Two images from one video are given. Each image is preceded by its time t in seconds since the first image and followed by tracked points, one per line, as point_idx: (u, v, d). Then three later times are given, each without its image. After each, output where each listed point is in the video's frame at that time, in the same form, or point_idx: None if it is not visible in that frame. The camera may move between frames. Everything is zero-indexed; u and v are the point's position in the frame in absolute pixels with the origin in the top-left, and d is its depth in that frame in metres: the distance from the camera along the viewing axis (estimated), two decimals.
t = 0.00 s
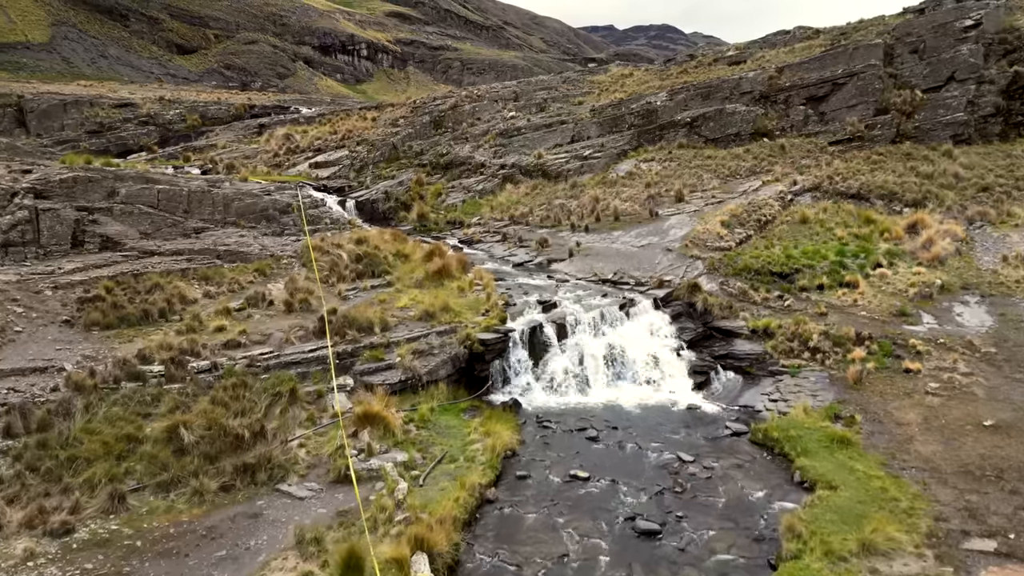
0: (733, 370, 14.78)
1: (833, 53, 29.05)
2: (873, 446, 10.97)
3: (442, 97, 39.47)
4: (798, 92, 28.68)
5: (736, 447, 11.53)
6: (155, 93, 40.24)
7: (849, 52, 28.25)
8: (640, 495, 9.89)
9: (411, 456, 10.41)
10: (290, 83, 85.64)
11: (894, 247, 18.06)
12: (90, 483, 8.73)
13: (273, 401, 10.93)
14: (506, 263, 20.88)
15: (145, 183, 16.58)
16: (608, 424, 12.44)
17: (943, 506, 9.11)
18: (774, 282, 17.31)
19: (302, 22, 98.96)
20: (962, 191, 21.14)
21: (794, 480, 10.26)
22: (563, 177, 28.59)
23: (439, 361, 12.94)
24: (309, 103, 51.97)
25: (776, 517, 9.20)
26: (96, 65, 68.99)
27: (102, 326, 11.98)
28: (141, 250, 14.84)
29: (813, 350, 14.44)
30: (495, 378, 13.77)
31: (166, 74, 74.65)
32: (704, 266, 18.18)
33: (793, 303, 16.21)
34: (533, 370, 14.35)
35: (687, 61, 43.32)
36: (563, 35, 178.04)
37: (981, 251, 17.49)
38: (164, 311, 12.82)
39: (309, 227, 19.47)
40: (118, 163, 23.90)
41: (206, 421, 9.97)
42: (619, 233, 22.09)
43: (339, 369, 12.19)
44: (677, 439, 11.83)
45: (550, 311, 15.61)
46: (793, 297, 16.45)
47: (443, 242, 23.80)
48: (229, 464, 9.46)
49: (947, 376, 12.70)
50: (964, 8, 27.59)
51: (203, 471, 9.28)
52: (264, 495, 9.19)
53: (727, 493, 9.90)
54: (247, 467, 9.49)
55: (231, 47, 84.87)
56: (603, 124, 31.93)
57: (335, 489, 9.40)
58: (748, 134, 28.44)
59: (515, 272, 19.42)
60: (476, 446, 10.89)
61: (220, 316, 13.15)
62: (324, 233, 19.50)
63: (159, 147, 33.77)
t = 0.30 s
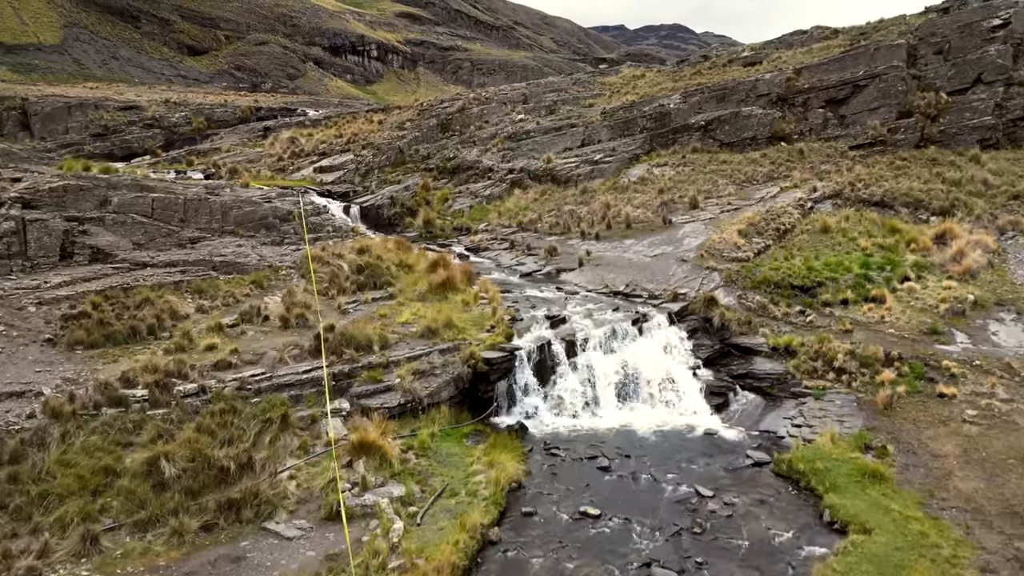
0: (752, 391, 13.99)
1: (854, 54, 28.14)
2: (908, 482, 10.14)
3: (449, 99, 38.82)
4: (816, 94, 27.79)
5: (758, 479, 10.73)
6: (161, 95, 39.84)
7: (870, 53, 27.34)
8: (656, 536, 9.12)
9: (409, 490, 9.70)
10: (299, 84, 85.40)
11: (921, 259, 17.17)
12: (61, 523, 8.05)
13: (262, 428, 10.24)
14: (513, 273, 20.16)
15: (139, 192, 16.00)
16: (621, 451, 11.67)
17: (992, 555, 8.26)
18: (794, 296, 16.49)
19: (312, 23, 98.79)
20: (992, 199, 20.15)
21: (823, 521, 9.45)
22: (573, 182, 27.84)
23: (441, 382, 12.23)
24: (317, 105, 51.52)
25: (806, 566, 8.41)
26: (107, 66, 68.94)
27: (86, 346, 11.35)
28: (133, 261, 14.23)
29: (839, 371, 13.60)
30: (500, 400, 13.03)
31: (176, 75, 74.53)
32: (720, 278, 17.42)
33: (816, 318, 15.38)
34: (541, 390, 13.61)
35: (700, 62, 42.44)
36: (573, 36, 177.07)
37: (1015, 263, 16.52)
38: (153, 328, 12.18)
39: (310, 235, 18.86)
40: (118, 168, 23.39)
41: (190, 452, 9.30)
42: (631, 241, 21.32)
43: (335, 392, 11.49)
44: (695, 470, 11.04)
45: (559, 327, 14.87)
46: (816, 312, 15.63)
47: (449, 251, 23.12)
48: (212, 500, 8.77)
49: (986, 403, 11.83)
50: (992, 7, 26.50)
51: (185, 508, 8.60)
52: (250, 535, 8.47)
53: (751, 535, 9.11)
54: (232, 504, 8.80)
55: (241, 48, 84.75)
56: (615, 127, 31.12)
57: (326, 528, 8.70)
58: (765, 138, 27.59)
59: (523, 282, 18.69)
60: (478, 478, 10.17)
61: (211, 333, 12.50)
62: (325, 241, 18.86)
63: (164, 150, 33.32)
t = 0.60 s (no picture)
0: (773, 415, 13.22)
1: (875, 55, 27.15)
2: (948, 523, 9.30)
3: (457, 102, 38.17)
4: (836, 97, 26.92)
5: (783, 517, 9.91)
6: (167, 98, 39.46)
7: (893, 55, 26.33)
8: None
9: (405, 527, 8.97)
10: (310, 85, 85.13)
11: (952, 272, 16.28)
12: (26, 567, 7.31)
13: (249, 459, 9.56)
14: (520, 284, 19.44)
15: (133, 200, 15.41)
16: (633, 482, 10.90)
17: None
18: (817, 311, 15.74)
19: (322, 24, 98.54)
20: None
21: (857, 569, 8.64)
22: (583, 188, 27.07)
23: (442, 406, 11.51)
24: (324, 107, 51.07)
25: None
26: (118, 68, 68.88)
27: (67, 367, 10.73)
28: (122, 274, 13.62)
29: (866, 395, 12.77)
30: (505, 424, 12.29)
31: (187, 76, 74.41)
32: (738, 291, 16.73)
33: (841, 336, 14.59)
34: (548, 413, 12.88)
35: (714, 63, 41.58)
36: (584, 36, 176.17)
37: None
38: (139, 347, 11.55)
39: (311, 244, 18.25)
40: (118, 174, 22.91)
41: (169, 487, 8.63)
42: (644, 251, 20.59)
43: (329, 418, 10.81)
44: (714, 505, 10.25)
45: (568, 344, 14.14)
46: (840, 330, 14.82)
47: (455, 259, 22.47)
48: (192, 541, 8.07)
49: None
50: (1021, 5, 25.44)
51: (161, 551, 7.90)
52: None
53: None
54: (213, 544, 8.09)
55: (252, 49, 84.61)
56: (626, 130, 30.33)
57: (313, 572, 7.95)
58: (782, 142, 26.76)
59: (530, 294, 17.98)
60: (480, 515, 9.43)
61: (201, 353, 11.85)
62: (326, 250, 18.23)
63: (168, 154, 32.88)
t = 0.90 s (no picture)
0: (796, 442, 12.41)
1: (898, 57, 26.28)
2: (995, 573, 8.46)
3: (465, 104, 37.52)
4: (857, 100, 26.09)
5: (811, 561, 9.12)
6: (173, 100, 39.05)
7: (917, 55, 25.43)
8: None
9: (400, 571, 8.22)
10: (320, 86, 84.84)
11: (985, 286, 15.40)
12: None
13: (234, 493, 8.89)
14: (528, 295, 18.74)
15: (125, 210, 14.79)
16: (647, 517, 10.14)
17: None
18: (841, 328, 14.95)
19: (332, 25, 98.27)
20: None
21: None
22: (593, 194, 26.33)
23: (442, 433, 10.79)
24: (332, 109, 50.56)
25: None
26: (129, 69, 68.82)
27: (45, 391, 10.11)
28: (111, 287, 12.98)
29: (897, 422, 11.94)
30: (510, 451, 11.57)
31: (198, 77, 74.30)
32: (757, 306, 16.05)
33: (868, 356, 13.79)
34: (556, 438, 12.14)
35: (728, 64, 40.71)
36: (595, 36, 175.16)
37: None
38: (124, 369, 10.91)
39: (311, 253, 17.65)
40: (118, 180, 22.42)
41: (145, 528, 7.96)
42: (657, 261, 19.89)
43: (321, 447, 10.14)
44: (734, 545, 9.47)
45: (577, 364, 13.39)
46: (867, 350, 14.01)
47: (461, 268, 21.84)
48: None
49: None
50: None
51: None
52: None
53: None
54: None
55: (262, 51, 84.46)
56: (638, 133, 29.57)
57: None
58: (801, 147, 26.05)
59: (538, 307, 17.26)
60: (481, 558, 8.70)
61: (189, 374, 11.20)
62: (327, 260, 17.61)
63: (172, 157, 32.41)
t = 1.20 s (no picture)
0: (823, 472, 11.63)
1: (922, 57, 25.39)
2: None
3: (472, 107, 36.89)
4: (880, 102, 25.24)
5: None
6: (179, 103, 38.67)
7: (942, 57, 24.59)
8: None
9: None
10: (330, 87, 84.52)
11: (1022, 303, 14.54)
12: None
13: (216, 533, 8.17)
14: (536, 308, 18.05)
15: (117, 220, 14.19)
16: (662, 558, 9.40)
17: None
18: (869, 347, 14.18)
19: (343, 25, 97.99)
20: None
21: None
22: (604, 200, 25.60)
23: (443, 464, 10.08)
24: (339, 110, 50.08)
25: None
26: (140, 71, 68.75)
27: (21, 418, 9.48)
28: (99, 302, 12.35)
29: (932, 453, 11.12)
30: (515, 481, 10.86)
31: (208, 78, 74.19)
32: (779, 322, 15.35)
33: (898, 380, 13.00)
34: (564, 467, 11.42)
35: (743, 65, 39.94)
36: (606, 35, 174.12)
37: None
38: (107, 392, 10.27)
39: (311, 263, 17.05)
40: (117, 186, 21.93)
41: None
42: (671, 272, 19.21)
43: (313, 479, 9.44)
44: None
45: (587, 386, 12.66)
46: (897, 372, 13.22)
47: (467, 277, 21.19)
48: None
49: None
50: None
51: None
52: None
53: None
54: None
55: (272, 52, 84.32)
56: (650, 137, 28.73)
57: None
58: (821, 151, 25.35)
59: (546, 321, 16.56)
60: None
61: (175, 397, 10.55)
62: (327, 271, 16.99)
63: (177, 161, 31.96)
